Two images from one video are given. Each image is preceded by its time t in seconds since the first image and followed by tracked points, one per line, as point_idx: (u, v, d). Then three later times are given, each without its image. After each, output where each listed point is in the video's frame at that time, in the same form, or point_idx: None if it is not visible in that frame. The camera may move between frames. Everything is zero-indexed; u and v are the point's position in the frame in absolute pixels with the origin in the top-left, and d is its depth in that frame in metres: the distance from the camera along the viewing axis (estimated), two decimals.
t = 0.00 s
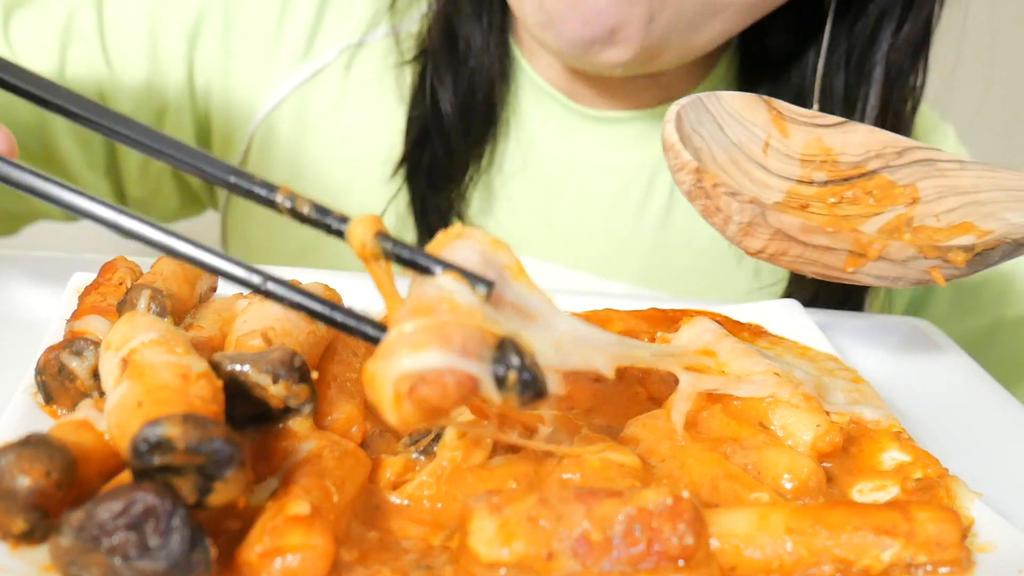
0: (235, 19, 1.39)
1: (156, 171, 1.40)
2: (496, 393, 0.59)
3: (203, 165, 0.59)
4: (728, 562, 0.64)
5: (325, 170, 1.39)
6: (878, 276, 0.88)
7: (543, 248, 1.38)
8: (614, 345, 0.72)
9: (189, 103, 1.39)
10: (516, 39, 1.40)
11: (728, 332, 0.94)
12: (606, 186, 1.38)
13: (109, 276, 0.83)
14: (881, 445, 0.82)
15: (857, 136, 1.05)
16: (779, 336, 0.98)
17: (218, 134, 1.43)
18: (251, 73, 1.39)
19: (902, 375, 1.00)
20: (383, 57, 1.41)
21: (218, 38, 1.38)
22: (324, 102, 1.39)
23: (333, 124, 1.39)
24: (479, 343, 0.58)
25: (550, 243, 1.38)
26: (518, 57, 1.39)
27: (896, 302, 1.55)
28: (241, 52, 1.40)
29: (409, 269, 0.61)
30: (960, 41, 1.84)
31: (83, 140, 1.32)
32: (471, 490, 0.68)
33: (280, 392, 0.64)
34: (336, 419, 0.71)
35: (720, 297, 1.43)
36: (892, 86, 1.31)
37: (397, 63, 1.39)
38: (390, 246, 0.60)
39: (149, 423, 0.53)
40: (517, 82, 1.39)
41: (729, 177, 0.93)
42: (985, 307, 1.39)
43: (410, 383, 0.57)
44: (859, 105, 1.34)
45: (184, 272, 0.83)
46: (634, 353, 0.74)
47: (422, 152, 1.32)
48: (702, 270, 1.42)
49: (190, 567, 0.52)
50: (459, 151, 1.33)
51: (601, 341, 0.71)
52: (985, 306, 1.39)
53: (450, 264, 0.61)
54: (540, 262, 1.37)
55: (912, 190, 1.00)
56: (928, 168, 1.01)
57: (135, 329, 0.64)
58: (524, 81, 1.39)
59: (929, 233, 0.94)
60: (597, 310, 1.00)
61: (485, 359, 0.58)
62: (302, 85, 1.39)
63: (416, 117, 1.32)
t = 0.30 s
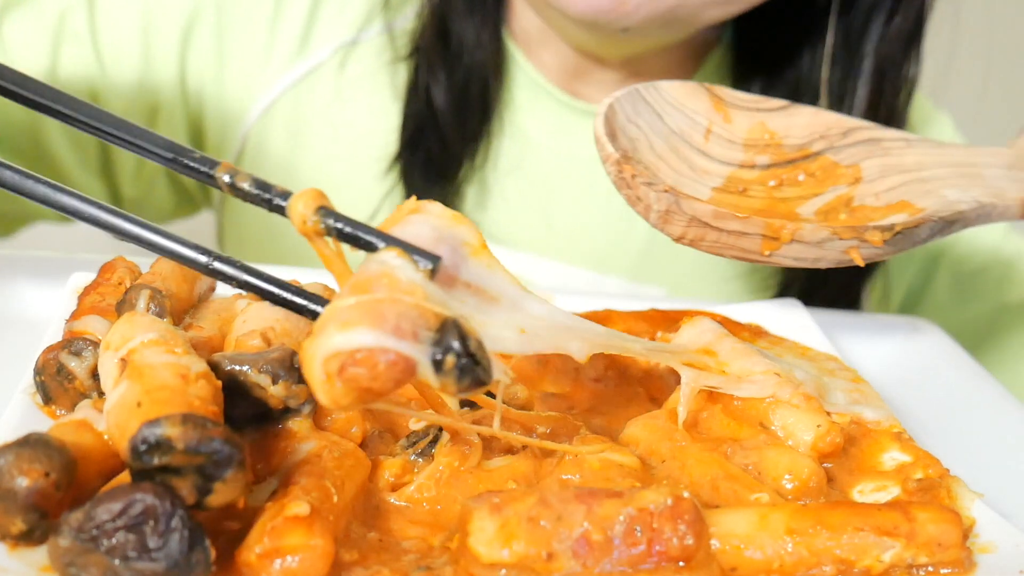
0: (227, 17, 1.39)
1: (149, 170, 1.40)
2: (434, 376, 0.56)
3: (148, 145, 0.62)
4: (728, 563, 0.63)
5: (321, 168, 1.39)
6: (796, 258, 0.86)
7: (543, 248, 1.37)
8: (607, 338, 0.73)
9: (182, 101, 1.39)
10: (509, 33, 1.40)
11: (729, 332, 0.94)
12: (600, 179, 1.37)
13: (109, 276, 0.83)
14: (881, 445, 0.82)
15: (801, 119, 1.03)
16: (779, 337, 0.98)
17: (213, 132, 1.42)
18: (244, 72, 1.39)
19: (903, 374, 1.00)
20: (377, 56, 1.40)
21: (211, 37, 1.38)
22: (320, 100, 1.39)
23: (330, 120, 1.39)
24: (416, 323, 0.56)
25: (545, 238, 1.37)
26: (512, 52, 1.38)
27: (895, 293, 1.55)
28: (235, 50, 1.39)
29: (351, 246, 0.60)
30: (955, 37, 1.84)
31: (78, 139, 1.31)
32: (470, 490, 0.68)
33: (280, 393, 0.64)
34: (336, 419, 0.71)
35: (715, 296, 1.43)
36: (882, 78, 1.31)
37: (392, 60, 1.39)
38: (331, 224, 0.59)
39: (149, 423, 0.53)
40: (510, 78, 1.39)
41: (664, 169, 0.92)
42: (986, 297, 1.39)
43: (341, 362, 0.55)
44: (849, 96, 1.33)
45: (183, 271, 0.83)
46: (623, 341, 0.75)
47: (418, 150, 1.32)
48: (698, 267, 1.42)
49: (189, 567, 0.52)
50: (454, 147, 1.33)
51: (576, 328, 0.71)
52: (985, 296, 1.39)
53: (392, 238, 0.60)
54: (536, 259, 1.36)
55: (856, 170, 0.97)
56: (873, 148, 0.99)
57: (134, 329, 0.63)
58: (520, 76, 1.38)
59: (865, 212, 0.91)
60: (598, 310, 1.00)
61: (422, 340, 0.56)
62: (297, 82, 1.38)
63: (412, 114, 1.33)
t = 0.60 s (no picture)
0: (220, 17, 1.39)
1: (146, 170, 1.40)
2: (411, 388, 0.55)
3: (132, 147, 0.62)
4: (728, 562, 0.63)
5: (319, 169, 1.39)
6: (797, 255, 0.86)
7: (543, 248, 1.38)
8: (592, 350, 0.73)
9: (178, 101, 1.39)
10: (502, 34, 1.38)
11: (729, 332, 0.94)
12: (595, 178, 1.37)
13: (109, 276, 0.83)
14: (881, 445, 0.82)
15: (801, 108, 1.03)
16: (779, 336, 0.98)
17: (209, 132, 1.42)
18: (239, 73, 1.39)
19: (902, 374, 1.00)
20: (369, 56, 1.40)
21: (204, 37, 1.38)
22: (315, 100, 1.39)
23: (325, 122, 1.39)
24: (393, 331, 0.55)
25: (541, 237, 1.37)
26: (503, 53, 1.38)
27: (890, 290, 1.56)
28: (229, 51, 1.39)
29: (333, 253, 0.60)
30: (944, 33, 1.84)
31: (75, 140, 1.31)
32: (469, 489, 0.68)
33: (280, 392, 0.64)
34: (336, 419, 0.71)
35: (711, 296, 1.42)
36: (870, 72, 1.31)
37: (384, 61, 1.39)
38: (314, 229, 0.60)
39: (149, 423, 0.53)
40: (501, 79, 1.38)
41: (663, 161, 0.92)
42: (982, 289, 1.40)
43: (318, 367, 0.54)
44: (836, 90, 1.34)
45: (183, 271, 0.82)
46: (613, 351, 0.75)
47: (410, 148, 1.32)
48: (695, 267, 1.42)
49: (189, 567, 0.52)
50: (448, 148, 1.34)
51: (563, 342, 0.71)
52: (981, 288, 1.40)
53: (375, 245, 0.59)
54: (531, 258, 1.37)
55: (856, 160, 0.98)
56: (873, 137, 0.99)
57: (134, 329, 0.63)
58: (512, 76, 1.37)
59: (866, 205, 0.93)
60: (598, 310, 1.00)
61: (399, 348, 0.55)
62: (294, 82, 1.39)
63: (404, 115, 1.32)
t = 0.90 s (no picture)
0: (221, 17, 1.38)
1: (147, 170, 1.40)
2: (456, 449, 0.57)
3: (189, 197, 0.60)
4: (728, 562, 0.64)
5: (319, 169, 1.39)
6: (861, 230, 0.88)
7: (543, 248, 1.38)
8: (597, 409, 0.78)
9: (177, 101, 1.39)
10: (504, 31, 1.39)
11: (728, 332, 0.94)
12: (594, 176, 1.37)
13: (109, 276, 0.83)
14: (881, 445, 0.82)
15: (845, 86, 0.99)
16: (779, 336, 0.98)
17: (209, 132, 1.43)
18: (240, 73, 1.39)
19: (902, 374, 1.00)
20: (371, 57, 1.40)
21: (206, 37, 1.38)
22: (316, 101, 1.39)
23: (326, 123, 1.39)
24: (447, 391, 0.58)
25: (541, 236, 1.37)
26: (506, 52, 1.38)
27: (887, 288, 1.56)
28: (230, 51, 1.39)
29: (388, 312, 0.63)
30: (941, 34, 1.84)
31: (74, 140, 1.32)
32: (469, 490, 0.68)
33: (280, 392, 0.64)
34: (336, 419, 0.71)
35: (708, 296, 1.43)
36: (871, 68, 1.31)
37: (385, 62, 1.39)
38: (369, 288, 0.61)
39: (149, 423, 0.53)
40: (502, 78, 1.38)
41: (719, 127, 0.87)
42: (980, 288, 1.40)
43: (373, 424, 0.58)
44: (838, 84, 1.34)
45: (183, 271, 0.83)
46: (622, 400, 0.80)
47: (410, 152, 1.35)
48: (693, 267, 1.42)
49: (190, 567, 0.52)
50: (450, 150, 1.34)
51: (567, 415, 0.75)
52: (979, 287, 1.40)
53: (429, 310, 0.62)
54: (530, 258, 1.37)
55: (899, 140, 0.94)
56: (915, 119, 0.95)
57: (134, 329, 0.64)
58: (513, 75, 1.38)
59: (913, 184, 0.90)
60: (598, 310, 1.00)
61: (448, 409, 0.57)
62: (295, 82, 1.39)
63: (405, 115, 1.34)
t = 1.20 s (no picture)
0: (225, 17, 1.38)
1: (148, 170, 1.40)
2: (463, 429, 0.58)
3: (198, 176, 0.60)
4: (728, 562, 0.64)
5: (320, 170, 1.39)
6: (918, 243, 0.89)
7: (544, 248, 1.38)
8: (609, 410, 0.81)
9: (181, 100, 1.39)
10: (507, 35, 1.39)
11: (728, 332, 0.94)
12: (595, 177, 1.38)
13: (109, 276, 0.83)
14: (881, 445, 0.82)
15: (886, 91, 1.06)
16: (779, 336, 0.99)
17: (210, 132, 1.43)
18: (243, 73, 1.39)
19: (903, 375, 1.00)
20: (375, 58, 1.40)
21: (210, 37, 1.38)
22: (318, 102, 1.39)
23: (328, 124, 1.39)
24: (455, 372, 0.57)
25: (541, 235, 1.38)
26: (510, 54, 1.39)
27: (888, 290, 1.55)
28: (233, 52, 1.39)
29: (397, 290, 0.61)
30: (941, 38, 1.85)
31: (75, 139, 1.32)
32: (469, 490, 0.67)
33: (281, 392, 0.64)
34: (336, 419, 0.71)
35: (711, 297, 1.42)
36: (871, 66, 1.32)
37: (389, 62, 1.39)
38: (379, 266, 0.60)
39: (149, 423, 0.53)
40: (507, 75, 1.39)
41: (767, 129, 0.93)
42: (981, 288, 1.41)
43: (382, 404, 0.57)
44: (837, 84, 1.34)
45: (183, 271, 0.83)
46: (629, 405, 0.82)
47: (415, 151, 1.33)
48: (694, 267, 1.42)
49: (190, 567, 0.52)
50: (454, 148, 1.34)
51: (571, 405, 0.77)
52: (980, 287, 1.41)
53: (439, 287, 0.61)
54: (531, 257, 1.37)
55: (940, 147, 0.99)
56: (954, 125, 1.01)
57: (135, 329, 0.64)
58: (516, 75, 1.39)
59: (957, 194, 0.93)
60: (597, 310, 1.00)
61: (457, 389, 0.57)
62: (299, 82, 1.39)
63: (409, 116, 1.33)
